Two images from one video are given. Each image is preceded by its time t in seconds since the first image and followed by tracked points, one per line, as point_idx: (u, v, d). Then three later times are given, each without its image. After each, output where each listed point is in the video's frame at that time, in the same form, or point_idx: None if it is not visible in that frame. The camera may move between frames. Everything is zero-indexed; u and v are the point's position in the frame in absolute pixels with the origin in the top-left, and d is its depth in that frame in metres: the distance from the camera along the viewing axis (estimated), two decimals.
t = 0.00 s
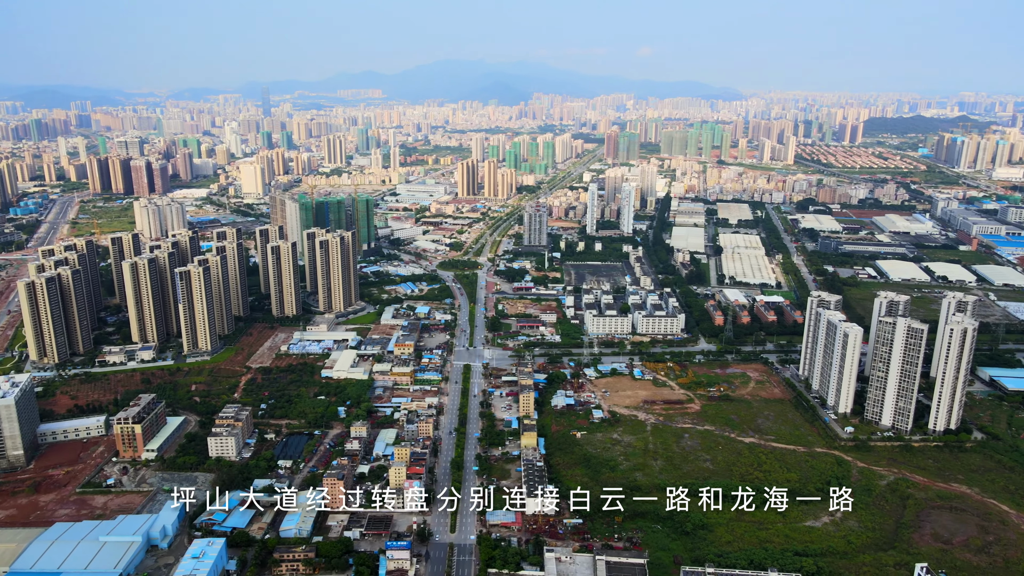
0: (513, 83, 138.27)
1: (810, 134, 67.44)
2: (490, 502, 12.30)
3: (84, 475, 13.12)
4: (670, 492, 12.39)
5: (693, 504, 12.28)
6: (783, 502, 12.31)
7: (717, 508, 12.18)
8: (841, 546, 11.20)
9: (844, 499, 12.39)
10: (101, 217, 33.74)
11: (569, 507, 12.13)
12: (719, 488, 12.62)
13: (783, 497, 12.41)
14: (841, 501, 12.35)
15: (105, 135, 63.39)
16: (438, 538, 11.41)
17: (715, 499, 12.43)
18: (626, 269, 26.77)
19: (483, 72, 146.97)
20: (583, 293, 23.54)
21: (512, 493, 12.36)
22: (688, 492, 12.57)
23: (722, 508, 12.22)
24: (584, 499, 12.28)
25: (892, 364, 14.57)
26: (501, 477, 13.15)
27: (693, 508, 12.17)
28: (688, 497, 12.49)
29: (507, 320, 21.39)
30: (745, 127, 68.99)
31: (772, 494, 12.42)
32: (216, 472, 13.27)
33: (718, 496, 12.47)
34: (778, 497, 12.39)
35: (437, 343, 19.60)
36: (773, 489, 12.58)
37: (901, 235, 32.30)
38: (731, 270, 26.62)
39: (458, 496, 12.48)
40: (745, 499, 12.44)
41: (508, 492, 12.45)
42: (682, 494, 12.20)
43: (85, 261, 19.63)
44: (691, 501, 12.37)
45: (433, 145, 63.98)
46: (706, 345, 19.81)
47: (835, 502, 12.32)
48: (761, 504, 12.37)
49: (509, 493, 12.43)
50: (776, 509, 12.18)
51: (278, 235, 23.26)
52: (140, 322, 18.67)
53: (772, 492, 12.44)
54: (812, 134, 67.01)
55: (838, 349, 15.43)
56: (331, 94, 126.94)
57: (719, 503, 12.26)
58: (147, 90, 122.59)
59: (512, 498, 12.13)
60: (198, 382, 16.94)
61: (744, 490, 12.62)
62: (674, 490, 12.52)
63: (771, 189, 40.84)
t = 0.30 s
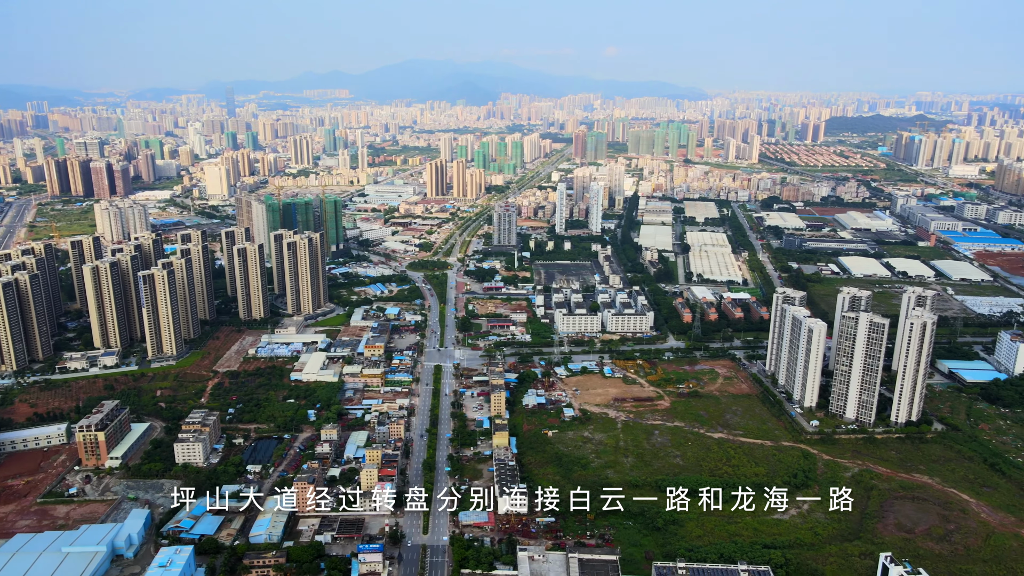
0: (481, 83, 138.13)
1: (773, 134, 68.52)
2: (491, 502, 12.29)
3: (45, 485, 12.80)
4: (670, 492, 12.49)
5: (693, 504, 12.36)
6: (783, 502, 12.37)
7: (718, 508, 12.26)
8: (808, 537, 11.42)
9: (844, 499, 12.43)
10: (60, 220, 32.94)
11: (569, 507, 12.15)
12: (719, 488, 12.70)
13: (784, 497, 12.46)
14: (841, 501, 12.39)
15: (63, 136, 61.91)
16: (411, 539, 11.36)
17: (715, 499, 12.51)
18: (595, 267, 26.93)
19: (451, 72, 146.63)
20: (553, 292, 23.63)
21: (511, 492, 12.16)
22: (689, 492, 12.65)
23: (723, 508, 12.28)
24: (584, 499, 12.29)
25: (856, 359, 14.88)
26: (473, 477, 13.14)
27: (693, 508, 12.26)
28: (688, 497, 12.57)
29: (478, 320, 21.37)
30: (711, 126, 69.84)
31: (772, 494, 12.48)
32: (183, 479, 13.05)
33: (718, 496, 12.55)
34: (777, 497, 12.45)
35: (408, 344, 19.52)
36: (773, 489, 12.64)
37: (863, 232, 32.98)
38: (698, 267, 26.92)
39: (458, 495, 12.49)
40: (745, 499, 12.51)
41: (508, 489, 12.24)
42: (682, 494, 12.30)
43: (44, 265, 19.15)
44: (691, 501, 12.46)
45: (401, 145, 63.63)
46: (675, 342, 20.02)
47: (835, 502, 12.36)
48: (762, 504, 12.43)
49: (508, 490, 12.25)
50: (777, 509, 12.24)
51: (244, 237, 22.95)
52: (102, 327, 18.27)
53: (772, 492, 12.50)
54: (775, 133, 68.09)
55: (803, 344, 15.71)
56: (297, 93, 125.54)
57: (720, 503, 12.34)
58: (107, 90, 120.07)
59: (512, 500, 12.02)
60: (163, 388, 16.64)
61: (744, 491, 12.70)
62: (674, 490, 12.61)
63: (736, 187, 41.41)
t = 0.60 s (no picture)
0: (449, 83, 137.78)
1: (738, 133, 69.44)
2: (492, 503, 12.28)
3: (5, 496, 12.47)
4: (670, 492, 12.51)
5: (693, 504, 12.37)
6: (783, 502, 12.35)
7: (716, 507, 12.26)
8: (775, 530, 11.62)
9: (844, 499, 12.36)
10: (18, 224, 32.10)
11: (568, 507, 12.18)
12: (719, 489, 12.73)
13: (783, 496, 12.46)
14: (841, 501, 12.33)
15: (20, 137, 60.33)
16: (383, 542, 11.31)
17: (715, 499, 12.51)
18: (565, 267, 27.05)
19: (418, 71, 145.98)
20: (523, 291, 23.69)
21: (511, 493, 12.31)
22: (688, 492, 12.67)
23: (723, 507, 12.27)
24: (584, 499, 12.36)
25: (820, 354, 15.17)
26: (445, 478, 13.12)
27: (693, 508, 12.27)
28: (688, 497, 12.59)
29: (448, 320, 21.32)
30: (677, 125, 70.55)
31: (772, 494, 12.47)
32: (149, 486, 12.81)
33: (718, 496, 12.55)
34: (778, 497, 12.44)
35: (378, 345, 19.40)
36: (773, 490, 12.64)
37: (826, 229, 33.61)
38: (666, 265, 27.19)
39: (457, 495, 12.48)
40: (745, 499, 12.50)
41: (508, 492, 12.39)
42: (682, 494, 12.33)
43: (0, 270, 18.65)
44: (691, 501, 12.47)
45: (369, 146, 63.18)
46: (644, 340, 20.21)
47: (835, 502, 12.30)
48: (762, 504, 12.43)
49: (509, 493, 12.38)
50: (776, 509, 12.23)
51: (209, 239, 22.59)
52: (63, 333, 17.84)
53: (773, 492, 12.49)
54: (740, 132, 69.01)
55: (770, 340, 15.94)
56: (262, 94, 123.96)
57: (720, 502, 12.32)
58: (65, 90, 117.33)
59: (512, 499, 12.11)
60: (127, 394, 16.31)
61: (744, 491, 12.71)
62: (674, 489, 12.64)
63: (702, 186, 41.90)
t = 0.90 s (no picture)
0: (416, 83, 137.17)
1: (704, 132, 70.26)
2: (491, 502, 12.25)
3: None
4: (670, 492, 12.52)
5: (693, 504, 12.38)
6: (783, 502, 12.35)
7: (716, 507, 12.26)
8: (745, 523, 11.80)
9: (844, 499, 12.34)
10: None
11: (568, 507, 12.23)
12: (719, 489, 12.74)
13: (784, 497, 12.45)
14: (841, 501, 12.30)
15: None
16: (355, 545, 11.23)
17: (715, 499, 12.51)
18: (534, 266, 27.12)
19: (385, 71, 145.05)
20: (493, 291, 23.70)
21: (511, 493, 12.36)
22: (689, 492, 12.69)
23: (721, 507, 12.28)
24: (584, 499, 12.38)
25: (786, 349, 15.43)
26: (417, 479, 13.07)
27: (693, 508, 12.28)
28: (688, 497, 12.60)
29: (418, 321, 21.24)
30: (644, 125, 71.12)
31: (772, 494, 12.47)
32: (113, 495, 12.55)
33: (718, 496, 12.56)
34: (778, 497, 12.44)
35: (348, 347, 19.25)
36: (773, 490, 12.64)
37: (790, 226, 34.18)
38: (635, 264, 27.41)
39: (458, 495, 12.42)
40: (745, 499, 12.50)
41: (508, 492, 12.44)
42: (681, 494, 12.32)
43: None
44: (691, 501, 12.48)
45: (336, 146, 62.59)
46: (614, 338, 20.35)
47: (834, 502, 12.28)
48: (761, 504, 12.44)
49: (509, 493, 12.43)
50: (776, 509, 12.22)
51: (173, 242, 22.17)
52: (21, 339, 17.38)
53: (773, 492, 12.48)
54: (705, 132, 69.81)
55: (737, 337, 16.16)
56: (226, 94, 122.09)
57: (720, 502, 12.34)
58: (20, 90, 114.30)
59: (512, 498, 12.14)
60: (90, 401, 15.94)
61: (744, 492, 12.71)
62: (673, 489, 12.65)
63: (670, 185, 42.30)
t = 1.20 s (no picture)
0: (383, 83, 136.25)
1: (670, 132, 70.96)
2: (491, 502, 12.25)
3: None
4: (670, 492, 12.51)
5: (693, 504, 12.37)
6: (783, 502, 12.31)
7: (717, 508, 12.23)
8: (715, 518, 11.95)
9: (845, 499, 12.33)
10: None
11: (568, 507, 12.25)
12: (720, 489, 12.71)
13: (783, 496, 12.40)
14: (841, 501, 12.29)
15: None
16: (326, 549, 11.14)
17: (714, 499, 12.49)
18: (504, 266, 27.15)
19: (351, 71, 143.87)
20: (462, 292, 23.67)
21: (512, 493, 12.37)
22: (689, 492, 12.67)
23: (722, 507, 12.25)
24: (584, 499, 12.43)
25: (753, 346, 15.67)
26: (389, 481, 13.01)
27: (692, 508, 12.26)
28: (688, 497, 12.57)
29: (388, 322, 21.11)
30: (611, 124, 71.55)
31: (772, 494, 12.43)
32: (76, 505, 12.28)
33: (718, 496, 12.53)
34: (778, 497, 12.40)
35: (317, 350, 19.08)
36: (773, 490, 12.59)
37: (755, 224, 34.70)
38: (604, 262, 27.57)
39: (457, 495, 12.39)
40: (745, 499, 12.48)
41: (508, 492, 12.45)
42: (681, 494, 12.31)
43: None
44: (691, 501, 12.46)
45: (303, 147, 61.89)
46: (584, 337, 20.47)
47: (834, 501, 12.26)
48: (761, 503, 12.42)
49: (509, 493, 12.45)
50: (776, 508, 12.20)
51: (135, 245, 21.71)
52: None
53: (772, 492, 12.44)
54: (672, 131, 70.50)
55: (705, 334, 16.36)
56: (188, 95, 120.04)
57: (719, 502, 12.31)
58: None
59: (512, 498, 12.16)
60: (50, 409, 15.58)
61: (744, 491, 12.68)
62: (673, 490, 12.65)
63: (637, 184, 42.67)
